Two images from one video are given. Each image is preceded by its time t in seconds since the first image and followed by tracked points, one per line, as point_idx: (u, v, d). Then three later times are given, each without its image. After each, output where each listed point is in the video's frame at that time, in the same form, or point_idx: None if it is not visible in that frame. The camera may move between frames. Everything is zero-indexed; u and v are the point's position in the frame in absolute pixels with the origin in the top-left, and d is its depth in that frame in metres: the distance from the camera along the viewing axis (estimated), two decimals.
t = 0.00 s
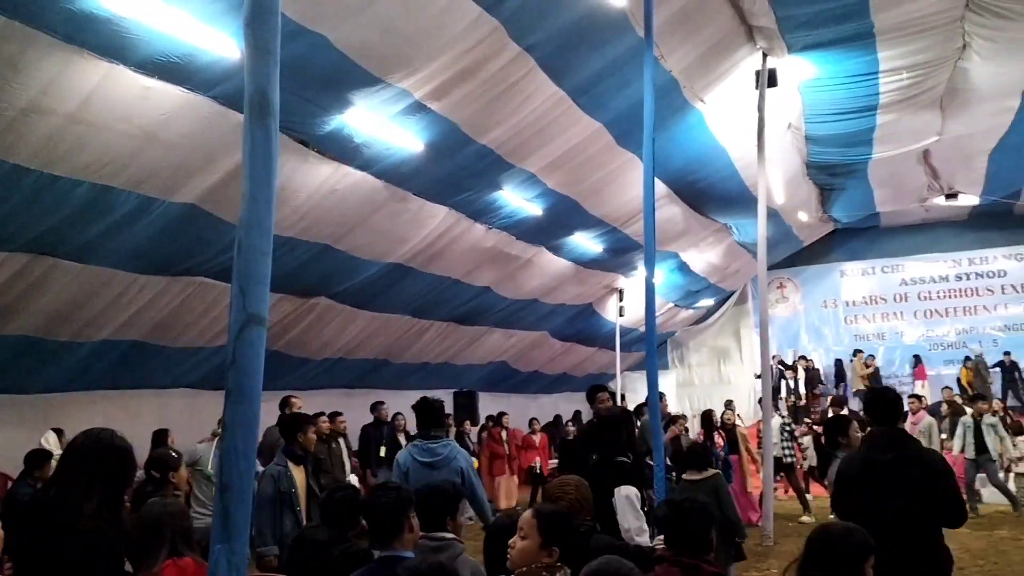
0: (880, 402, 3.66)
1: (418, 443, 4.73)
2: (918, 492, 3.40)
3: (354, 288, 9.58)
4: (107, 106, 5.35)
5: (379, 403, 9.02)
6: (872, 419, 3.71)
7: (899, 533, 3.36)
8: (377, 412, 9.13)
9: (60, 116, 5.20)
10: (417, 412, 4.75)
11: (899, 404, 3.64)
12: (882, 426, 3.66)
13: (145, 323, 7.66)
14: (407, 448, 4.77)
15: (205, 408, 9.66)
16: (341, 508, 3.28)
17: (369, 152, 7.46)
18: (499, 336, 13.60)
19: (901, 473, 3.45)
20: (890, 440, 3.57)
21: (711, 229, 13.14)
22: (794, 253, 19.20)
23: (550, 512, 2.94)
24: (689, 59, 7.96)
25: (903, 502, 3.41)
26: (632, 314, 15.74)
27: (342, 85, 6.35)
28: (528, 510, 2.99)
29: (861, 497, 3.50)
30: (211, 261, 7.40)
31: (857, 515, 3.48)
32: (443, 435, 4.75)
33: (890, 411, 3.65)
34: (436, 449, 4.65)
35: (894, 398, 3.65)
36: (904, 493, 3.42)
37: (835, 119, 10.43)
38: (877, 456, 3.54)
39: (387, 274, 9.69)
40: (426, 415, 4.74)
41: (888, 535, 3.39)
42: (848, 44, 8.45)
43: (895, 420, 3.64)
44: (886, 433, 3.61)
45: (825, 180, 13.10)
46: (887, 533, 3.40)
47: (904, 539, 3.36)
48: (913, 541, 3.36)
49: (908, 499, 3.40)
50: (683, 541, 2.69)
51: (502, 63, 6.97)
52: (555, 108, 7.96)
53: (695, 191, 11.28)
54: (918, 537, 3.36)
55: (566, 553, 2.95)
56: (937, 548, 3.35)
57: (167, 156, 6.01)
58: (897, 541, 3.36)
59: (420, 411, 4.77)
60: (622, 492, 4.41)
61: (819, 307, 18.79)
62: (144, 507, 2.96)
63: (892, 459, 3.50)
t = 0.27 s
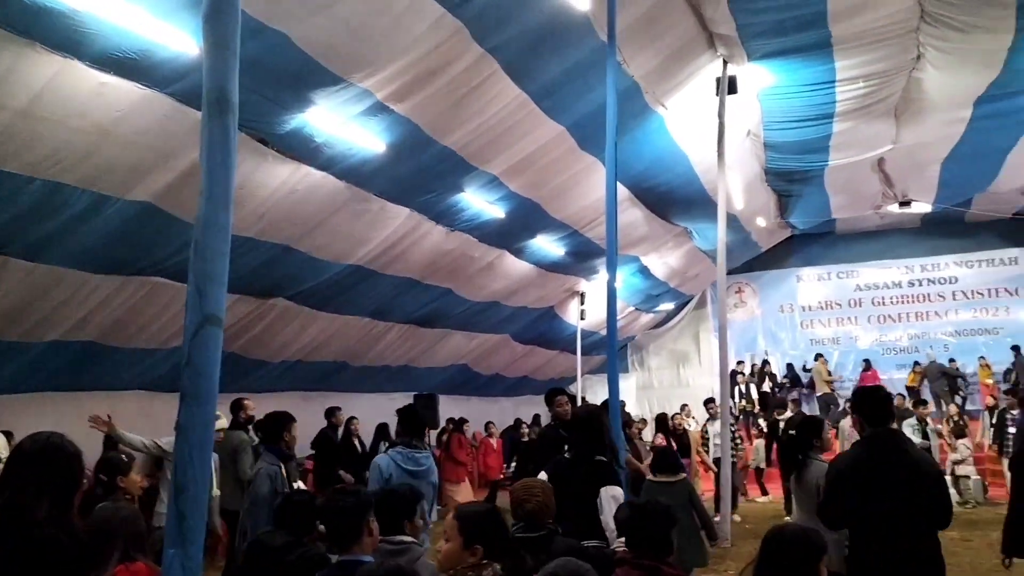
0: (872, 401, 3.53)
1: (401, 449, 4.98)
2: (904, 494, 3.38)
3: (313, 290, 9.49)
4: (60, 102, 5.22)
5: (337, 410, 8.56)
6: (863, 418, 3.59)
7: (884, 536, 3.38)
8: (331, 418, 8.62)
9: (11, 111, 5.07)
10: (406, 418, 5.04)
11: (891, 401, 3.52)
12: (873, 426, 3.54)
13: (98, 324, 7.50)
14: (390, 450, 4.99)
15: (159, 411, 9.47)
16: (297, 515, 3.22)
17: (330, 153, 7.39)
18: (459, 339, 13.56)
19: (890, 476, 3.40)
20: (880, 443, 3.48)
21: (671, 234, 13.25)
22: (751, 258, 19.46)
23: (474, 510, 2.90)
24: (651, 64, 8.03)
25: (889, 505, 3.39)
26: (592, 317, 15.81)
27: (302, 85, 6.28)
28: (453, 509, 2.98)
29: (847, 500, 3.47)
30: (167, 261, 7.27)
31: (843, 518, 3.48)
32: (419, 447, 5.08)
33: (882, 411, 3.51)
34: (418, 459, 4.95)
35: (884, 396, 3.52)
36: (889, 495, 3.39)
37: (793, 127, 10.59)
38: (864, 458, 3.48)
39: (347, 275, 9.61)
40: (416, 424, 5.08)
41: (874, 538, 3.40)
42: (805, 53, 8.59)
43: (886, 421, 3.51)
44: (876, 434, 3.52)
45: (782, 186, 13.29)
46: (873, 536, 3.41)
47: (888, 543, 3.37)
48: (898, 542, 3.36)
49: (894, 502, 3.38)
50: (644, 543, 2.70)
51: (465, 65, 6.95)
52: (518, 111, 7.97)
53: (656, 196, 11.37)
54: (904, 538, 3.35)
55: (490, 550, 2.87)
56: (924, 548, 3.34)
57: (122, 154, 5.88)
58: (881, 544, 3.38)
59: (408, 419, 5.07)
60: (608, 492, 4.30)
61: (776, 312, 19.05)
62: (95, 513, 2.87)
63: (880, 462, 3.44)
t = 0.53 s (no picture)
0: (837, 401, 3.41)
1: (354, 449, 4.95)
2: (874, 495, 3.29)
3: (259, 291, 9.32)
4: None
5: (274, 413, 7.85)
6: (828, 418, 3.47)
7: (855, 537, 3.28)
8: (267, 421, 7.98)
9: None
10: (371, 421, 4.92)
11: (857, 400, 3.42)
12: (840, 427, 3.44)
13: (34, 325, 7.25)
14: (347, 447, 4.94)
15: (98, 415, 9.20)
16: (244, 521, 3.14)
17: (279, 151, 7.26)
18: (408, 341, 13.46)
19: (861, 478, 3.32)
20: (848, 446, 3.39)
21: (619, 237, 13.36)
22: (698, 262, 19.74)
23: (397, 515, 2.78)
24: (601, 68, 8.08)
25: (859, 506, 3.30)
26: (542, 320, 15.85)
27: (250, 81, 6.17)
28: (374, 518, 2.84)
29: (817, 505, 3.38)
30: (107, 260, 7.06)
31: (812, 524, 3.39)
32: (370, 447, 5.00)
33: (849, 411, 3.40)
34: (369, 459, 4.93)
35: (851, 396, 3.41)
36: (857, 493, 3.31)
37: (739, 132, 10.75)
38: (830, 461, 3.39)
39: (295, 276, 9.46)
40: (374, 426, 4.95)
41: (847, 539, 3.30)
42: (752, 60, 8.72)
43: (853, 420, 3.41)
44: (843, 435, 3.42)
45: (728, 192, 13.51)
46: (842, 538, 3.31)
47: (860, 541, 3.27)
48: (869, 542, 3.27)
49: (864, 502, 3.29)
50: (599, 544, 2.70)
51: (416, 65, 6.90)
52: (469, 112, 7.94)
53: (606, 199, 11.44)
54: (875, 538, 3.26)
55: (416, 555, 2.77)
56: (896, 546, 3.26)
57: (61, 149, 5.70)
58: (852, 545, 3.28)
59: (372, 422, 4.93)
60: (552, 496, 4.37)
61: (721, 315, 19.35)
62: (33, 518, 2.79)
63: (848, 464, 3.35)
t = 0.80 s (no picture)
0: (783, 403, 3.35)
1: (282, 457, 4.41)
2: (824, 495, 3.26)
3: (192, 294, 9.07)
4: None
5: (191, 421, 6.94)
6: (777, 422, 3.42)
7: (805, 538, 3.25)
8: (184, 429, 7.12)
9: None
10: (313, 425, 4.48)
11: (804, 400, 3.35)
12: (789, 430, 3.40)
13: None
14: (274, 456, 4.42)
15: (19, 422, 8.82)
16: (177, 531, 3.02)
17: (214, 150, 7.08)
18: (345, 346, 13.27)
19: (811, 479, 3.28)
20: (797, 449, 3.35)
21: (558, 242, 13.43)
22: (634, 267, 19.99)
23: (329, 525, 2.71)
24: (542, 73, 8.11)
25: (808, 504, 3.27)
26: (480, 323, 15.82)
27: (184, 78, 5.99)
28: (304, 529, 2.75)
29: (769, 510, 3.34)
30: (30, 261, 6.77)
31: (765, 529, 3.36)
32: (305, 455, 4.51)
33: (796, 413, 3.34)
34: (303, 467, 4.40)
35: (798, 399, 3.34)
36: (806, 493, 3.27)
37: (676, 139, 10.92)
38: (779, 465, 3.36)
39: (229, 279, 9.24)
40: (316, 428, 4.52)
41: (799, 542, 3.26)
42: (689, 68, 8.85)
43: (801, 422, 3.36)
44: (793, 439, 3.38)
45: (664, 198, 13.71)
46: (793, 541, 3.28)
47: (811, 541, 3.24)
48: (819, 542, 3.23)
49: (813, 503, 3.25)
50: (545, 549, 2.69)
51: (356, 65, 6.81)
52: (410, 114, 7.87)
53: (546, 203, 11.48)
54: (827, 535, 3.23)
55: (353, 564, 2.70)
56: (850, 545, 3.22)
57: None
58: (803, 547, 3.25)
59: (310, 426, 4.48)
60: (483, 499, 4.28)
61: (657, 319, 19.61)
62: None
63: (797, 467, 3.31)
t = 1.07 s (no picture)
0: (756, 398, 3.11)
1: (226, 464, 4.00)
2: (794, 492, 2.97)
3: (124, 294, 8.81)
4: None
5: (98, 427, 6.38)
6: (748, 421, 3.16)
7: (777, 536, 2.94)
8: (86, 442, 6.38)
9: None
10: (261, 428, 4.06)
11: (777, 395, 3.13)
12: (757, 428, 3.14)
13: None
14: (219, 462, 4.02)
15: None
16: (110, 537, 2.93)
17: (148, 146, 6.88)
18: (283, 348, 13.03)
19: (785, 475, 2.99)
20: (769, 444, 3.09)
21: (501, 244, 13.43)
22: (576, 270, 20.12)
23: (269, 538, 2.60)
24: (486, 74, 8.10)
25: (775, 501, 2.98)
26: (422, 326, 15.72)
27: (117, 71, 5.81)
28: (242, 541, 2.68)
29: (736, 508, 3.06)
30: None
31: (725, 528, 3.08)
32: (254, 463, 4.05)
33: (769, 408, 3.10)
34: (243, 473, 3.93)
35: (768, 397, 3.09)
36: (777, 489, 2.99)
37: (618, 143, 11.01)
38: (746, 461, 3.09)
39: (163, 279, 8.99)
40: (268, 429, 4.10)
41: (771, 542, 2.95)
42: (631, 74, 8.93)
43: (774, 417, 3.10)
44: (764, 436, 3.12)
45: (606, 201, 13.83)
46: (764, 540, 2.97)
47: (785, 540, 2.93)
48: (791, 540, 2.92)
49: (786, 499, 2.96)
50: (493, 552, 2.66)
51: (298, 61, 6.70)
52: (351, 112, 7.77)
53: (489, 204, 11.47)
54: (795, 536, 2.92)
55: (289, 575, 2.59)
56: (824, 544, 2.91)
57: None
58: (774, 546, 2.94)
59: (259, 428, 4.07)
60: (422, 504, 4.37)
61: (598, 322, 19.77)
62: None
63: (767, 464, 3.04)
